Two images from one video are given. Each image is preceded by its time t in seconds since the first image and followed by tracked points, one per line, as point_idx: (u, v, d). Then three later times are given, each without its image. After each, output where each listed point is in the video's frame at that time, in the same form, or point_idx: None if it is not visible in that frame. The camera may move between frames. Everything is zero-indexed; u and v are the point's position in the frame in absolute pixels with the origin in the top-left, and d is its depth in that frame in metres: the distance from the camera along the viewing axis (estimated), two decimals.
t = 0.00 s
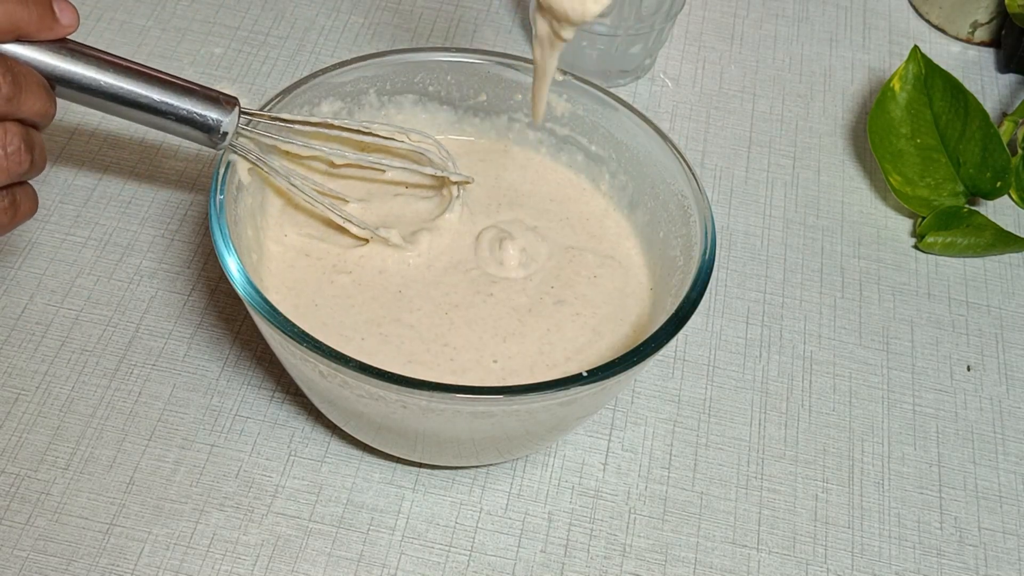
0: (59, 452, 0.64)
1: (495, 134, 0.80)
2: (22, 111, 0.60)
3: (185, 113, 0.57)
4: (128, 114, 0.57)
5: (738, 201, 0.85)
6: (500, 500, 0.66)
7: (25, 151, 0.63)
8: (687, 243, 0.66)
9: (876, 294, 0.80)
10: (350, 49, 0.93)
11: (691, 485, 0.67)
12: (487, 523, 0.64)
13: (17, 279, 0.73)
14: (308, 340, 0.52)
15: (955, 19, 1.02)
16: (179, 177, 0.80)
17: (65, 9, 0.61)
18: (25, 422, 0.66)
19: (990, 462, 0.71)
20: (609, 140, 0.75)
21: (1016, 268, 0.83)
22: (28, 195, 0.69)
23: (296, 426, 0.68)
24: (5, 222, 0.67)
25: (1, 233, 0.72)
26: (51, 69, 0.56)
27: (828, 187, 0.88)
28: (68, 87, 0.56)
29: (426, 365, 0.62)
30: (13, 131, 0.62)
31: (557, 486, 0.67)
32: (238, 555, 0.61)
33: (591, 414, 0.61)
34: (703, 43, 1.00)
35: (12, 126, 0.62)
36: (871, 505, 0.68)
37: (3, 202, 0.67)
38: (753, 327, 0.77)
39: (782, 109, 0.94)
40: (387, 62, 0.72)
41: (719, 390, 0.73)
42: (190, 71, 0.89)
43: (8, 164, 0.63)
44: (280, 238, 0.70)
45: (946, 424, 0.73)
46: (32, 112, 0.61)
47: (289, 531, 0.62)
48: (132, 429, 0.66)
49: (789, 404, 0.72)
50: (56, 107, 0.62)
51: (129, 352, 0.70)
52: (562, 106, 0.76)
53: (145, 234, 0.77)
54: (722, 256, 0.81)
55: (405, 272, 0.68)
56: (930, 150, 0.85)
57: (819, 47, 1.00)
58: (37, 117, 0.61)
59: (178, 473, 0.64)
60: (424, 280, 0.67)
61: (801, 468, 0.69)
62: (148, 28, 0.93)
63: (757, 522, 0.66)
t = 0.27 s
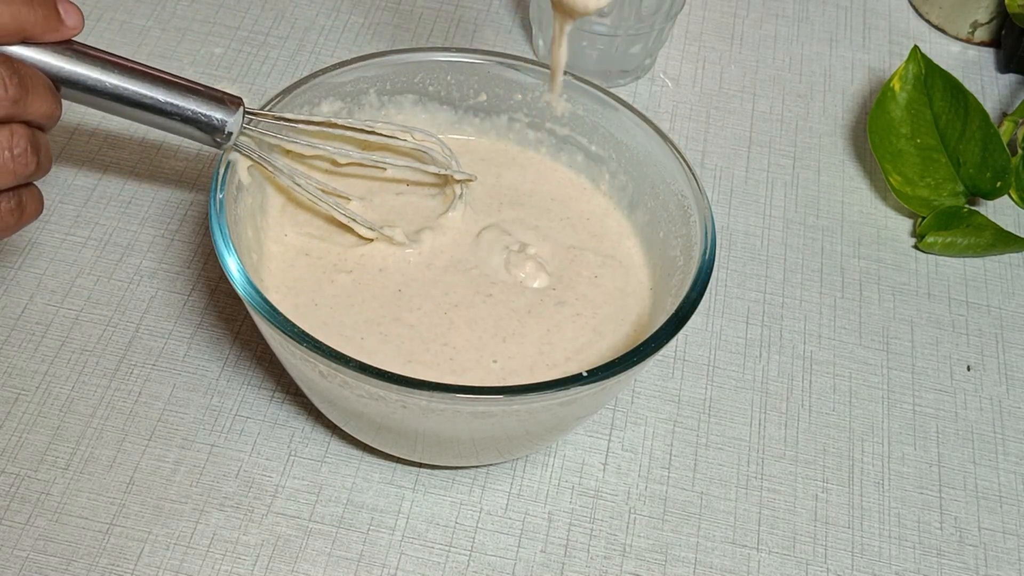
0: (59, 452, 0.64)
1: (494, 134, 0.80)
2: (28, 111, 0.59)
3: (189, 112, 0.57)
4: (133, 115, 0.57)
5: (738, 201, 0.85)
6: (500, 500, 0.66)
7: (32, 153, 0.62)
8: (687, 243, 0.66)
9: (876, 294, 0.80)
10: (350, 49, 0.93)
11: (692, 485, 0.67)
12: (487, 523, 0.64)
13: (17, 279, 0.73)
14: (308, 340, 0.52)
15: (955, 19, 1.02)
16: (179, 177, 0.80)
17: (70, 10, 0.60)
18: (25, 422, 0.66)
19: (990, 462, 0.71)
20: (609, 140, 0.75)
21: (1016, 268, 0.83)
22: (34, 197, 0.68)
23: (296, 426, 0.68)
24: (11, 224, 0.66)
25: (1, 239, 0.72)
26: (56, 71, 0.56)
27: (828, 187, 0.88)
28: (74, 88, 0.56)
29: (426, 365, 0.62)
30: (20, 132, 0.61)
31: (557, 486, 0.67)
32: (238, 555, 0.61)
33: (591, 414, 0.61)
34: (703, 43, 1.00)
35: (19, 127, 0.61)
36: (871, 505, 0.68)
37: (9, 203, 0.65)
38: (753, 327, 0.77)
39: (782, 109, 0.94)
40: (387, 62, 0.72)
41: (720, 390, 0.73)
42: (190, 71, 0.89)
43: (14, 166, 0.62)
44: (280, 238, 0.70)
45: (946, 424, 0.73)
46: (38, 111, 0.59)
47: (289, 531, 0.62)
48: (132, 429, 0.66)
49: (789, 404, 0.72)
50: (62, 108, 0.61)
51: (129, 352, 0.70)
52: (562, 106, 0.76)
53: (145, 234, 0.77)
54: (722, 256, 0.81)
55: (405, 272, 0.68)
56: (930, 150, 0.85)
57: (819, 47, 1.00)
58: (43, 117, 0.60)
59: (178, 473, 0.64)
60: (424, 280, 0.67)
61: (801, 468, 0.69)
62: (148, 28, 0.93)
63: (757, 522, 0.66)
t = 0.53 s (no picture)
0: (59, 452, 0.64)
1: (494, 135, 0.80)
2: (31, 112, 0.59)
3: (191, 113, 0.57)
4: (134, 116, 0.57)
5: (738, 201, 0.85)
6: (500, 500, 0.66)
7: (34, 153, 0.62)
8: (687, 242, 0.66)
9: (876, 294, 0.80)
10: (350, 48, 0.93)
11: (692, 485, 0.67)
12: (487, 523, 0.64)
13: (17, 279, 0.73)
14: (308, 340, 0.52)
15: (955, 19, 1.02)
16: (179, 177, 0.80)
17: (72, 11, 0.60)
18: (25, 422, 0.66)
19: (990, 462, 0.71)
20: (609, 139, 0.75)
21: (1016, 268, 0.83)
22: (37, 198, 0.68)
23: (296, 426, 0.68)
24: (14, 225, 0.66)
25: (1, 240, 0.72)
26: (59, 72, 0.56)
27: (828, 187, 0.88)
28: (75, 90, 0.56)
29: (426, 364, 0.62)
30: (22, 132, 0.61)
31: (557, 486, 0.67)
32: (238, 555, 0.61)
33: (591, 414, 0.61)
34: (703, 43, 1.00)
35: (21, 129, 0.61)
36: (871, 505, 0.68)
37: (12, 204, 0.65)
38: (753, 326, 0.77)
39: (782, 109, 0.94)
40: (387, 62, 0.73)
41: (720, 390, 0.73)
42: (190, 71, 0.89)
43: (17, 167, 0.61)
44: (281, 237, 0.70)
45: (946, 424, 0.73)
46: (41, 112, 0.59)
47: (289, 531, 0.62)
48: (131, 429, 0.66)
49: (789, 404, 0.72)
50: (64, 109, 0.61)
51: (129, 352, 0.70)
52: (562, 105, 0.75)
53: (145, 234, 0.77)
54: (722, 256, 0.81)
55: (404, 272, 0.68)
56: (930, 149, 0.85)
57: (819, 47, 1.00)
58: (44, 118, 0.60)
59: (178, 473, 0.64)
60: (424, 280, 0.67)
61: (801, 468, 0.69)
62: (148, 28, 0.93)
63: (757, 522, 0.66)
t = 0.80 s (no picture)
0: (59, 452, 0.65)
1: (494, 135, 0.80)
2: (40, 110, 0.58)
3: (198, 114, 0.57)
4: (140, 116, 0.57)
5: (738, 201, 0.85)
6: (500, 500, 0.66)
7: (43, 152, 0.61)
8: (688, 242, 0.66)
9: (876, 294, 0.80)
10: (350, 48, 0.93)
11: (692, 485, 0.67)
12: (487, 523, 0.64)
13: (17, 280, 0.73)
14: (308, 340, 0.52)
15: (955, 19, 1.02)
16: (179, 177, 0.80)
17: (78, 11, 0.60)
18: (25, 422, 0.66)
19: (990, 462, 0.71)
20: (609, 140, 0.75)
21: (1016, 267, 0.83)
22: (44, 198, 0.67)
23: (296, 425, 0.68)
24: (22, 225, 0.65)
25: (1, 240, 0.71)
26: (64, 72, 0.56)
27: (828, 187, 0.88)
28: (82, 90, 0.56)
29: (425, 364, 0.62)
30: (30, 132, 0.60)
31: (557, 486, 0.67)
32: (238, 555, 0.61)
33: (591, 414, 0.61)
34: (703, 43, 1.00)
35: (29, 128, 0.60)
36: (871, 505, 0.68)
37: (19, 204, 0.65)
38: (753, 326, 0.77)
39: (782, 109, 0.94)
40: (388, 63, 0.73)
41: (719, 390, 0.73)
42: (190, 71, 0.89)
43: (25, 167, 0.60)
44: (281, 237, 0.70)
45: (946, 424, 0.73)
46: (49, 110, 0.59)
47: (289, 531, 0.62)
48: (131, 429, 0.66)
49: (789, 404, 0.72)
50: (71, 108, 0.60)
51: (129, 352, 0.70)
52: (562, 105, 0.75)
53: (145, 234, 0.77)
54: (722, 256, 0.81)
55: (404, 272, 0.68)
56: (931, 149, 0.85)
57: (819, 47, 1.00)
58: (53, 116, 0.59)
59: (178, 473, 0.64)
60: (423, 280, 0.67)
61: (801, 468, 0.69)
62: (148, 28, 0.93)
63: (757, 522, 0.66)
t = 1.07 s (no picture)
0: (59, 452, 0.64)
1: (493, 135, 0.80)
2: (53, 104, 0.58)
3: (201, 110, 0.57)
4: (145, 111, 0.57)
5: (738, 201, 0.85)
6: (500, 500, 0.66)
7: (54, 147, 0.61)
8: (687, 242, 0.66)
9: (876, 294, 0.80)
10: (350, 48, 0.93)
11: (692, 485, 0.67)
12: (487, 523, 0.64)
13: (17, 280, 0.73)
14: (308, 339, 0.52)
15: (955, 19, 1.02)
16: (179, 177, 0.80)
17: (82, 5, 0.61)
18: (25, 422, 0.66)
19: (990, 462, 0.71)
20: (609, 139, 0.75)
21: (1016, 268, 0.83)
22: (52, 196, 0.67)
23: (296, 425, 0.68)
24: (33, 223, 0.64)
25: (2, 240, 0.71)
26: (70, 67, 0.56)
27: (828, 187, 0.88)
28: (88, 85, 0.56)
29: (424, 363, 0.62)
30: (43, 126, 0.60)
31: (557, 486, 0.67)
32: (238, 555, 0.61)
33: (591, 414, 0.61)
34: (703, 43, 1.00)
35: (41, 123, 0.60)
36: (871, 505, 0.68)
37: (31, 202, 0.64)
38: (753, 326, 0.77)
39: (782, 109, 0.94)
40: (388, 62, 0.73)
41: (720, 390, 0.73)
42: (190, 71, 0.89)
43: (38, 161, 0.60)
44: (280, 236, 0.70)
45: (946, 424, 0.73)
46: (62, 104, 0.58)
47: (289, 531, 0.62)
48: (132, 429, 0.66)
49: (789, 404, 0.72)
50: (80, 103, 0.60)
51: (129, 352, 0.70)
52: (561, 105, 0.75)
53: (145, 234, 0.77)
54: (722, 256, 0.81)
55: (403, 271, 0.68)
56: (931, 149, 0.85)
57: (819, 47, 1.00)
58: (65, 111, 0.59)
59: (178, 472, 0.64)
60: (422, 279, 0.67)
61: (801, 468, 0.69)
62: (148, 28, 0.92)
63: (757, 522, 0.66)
